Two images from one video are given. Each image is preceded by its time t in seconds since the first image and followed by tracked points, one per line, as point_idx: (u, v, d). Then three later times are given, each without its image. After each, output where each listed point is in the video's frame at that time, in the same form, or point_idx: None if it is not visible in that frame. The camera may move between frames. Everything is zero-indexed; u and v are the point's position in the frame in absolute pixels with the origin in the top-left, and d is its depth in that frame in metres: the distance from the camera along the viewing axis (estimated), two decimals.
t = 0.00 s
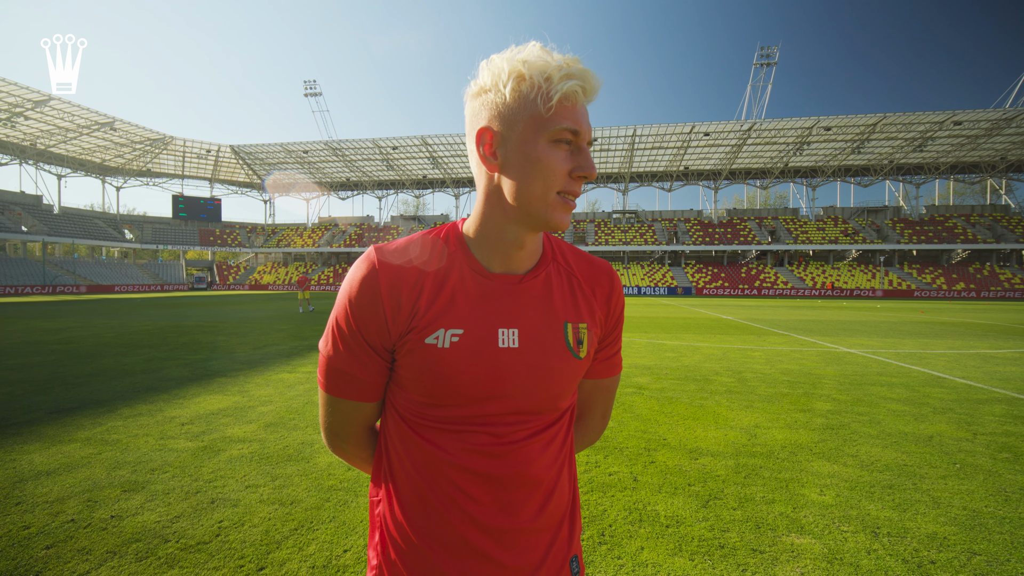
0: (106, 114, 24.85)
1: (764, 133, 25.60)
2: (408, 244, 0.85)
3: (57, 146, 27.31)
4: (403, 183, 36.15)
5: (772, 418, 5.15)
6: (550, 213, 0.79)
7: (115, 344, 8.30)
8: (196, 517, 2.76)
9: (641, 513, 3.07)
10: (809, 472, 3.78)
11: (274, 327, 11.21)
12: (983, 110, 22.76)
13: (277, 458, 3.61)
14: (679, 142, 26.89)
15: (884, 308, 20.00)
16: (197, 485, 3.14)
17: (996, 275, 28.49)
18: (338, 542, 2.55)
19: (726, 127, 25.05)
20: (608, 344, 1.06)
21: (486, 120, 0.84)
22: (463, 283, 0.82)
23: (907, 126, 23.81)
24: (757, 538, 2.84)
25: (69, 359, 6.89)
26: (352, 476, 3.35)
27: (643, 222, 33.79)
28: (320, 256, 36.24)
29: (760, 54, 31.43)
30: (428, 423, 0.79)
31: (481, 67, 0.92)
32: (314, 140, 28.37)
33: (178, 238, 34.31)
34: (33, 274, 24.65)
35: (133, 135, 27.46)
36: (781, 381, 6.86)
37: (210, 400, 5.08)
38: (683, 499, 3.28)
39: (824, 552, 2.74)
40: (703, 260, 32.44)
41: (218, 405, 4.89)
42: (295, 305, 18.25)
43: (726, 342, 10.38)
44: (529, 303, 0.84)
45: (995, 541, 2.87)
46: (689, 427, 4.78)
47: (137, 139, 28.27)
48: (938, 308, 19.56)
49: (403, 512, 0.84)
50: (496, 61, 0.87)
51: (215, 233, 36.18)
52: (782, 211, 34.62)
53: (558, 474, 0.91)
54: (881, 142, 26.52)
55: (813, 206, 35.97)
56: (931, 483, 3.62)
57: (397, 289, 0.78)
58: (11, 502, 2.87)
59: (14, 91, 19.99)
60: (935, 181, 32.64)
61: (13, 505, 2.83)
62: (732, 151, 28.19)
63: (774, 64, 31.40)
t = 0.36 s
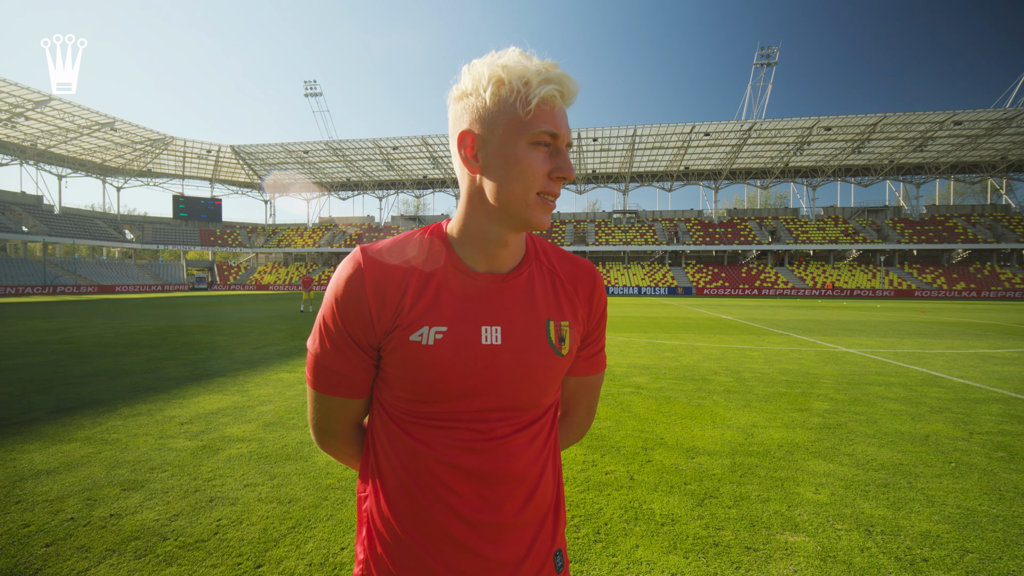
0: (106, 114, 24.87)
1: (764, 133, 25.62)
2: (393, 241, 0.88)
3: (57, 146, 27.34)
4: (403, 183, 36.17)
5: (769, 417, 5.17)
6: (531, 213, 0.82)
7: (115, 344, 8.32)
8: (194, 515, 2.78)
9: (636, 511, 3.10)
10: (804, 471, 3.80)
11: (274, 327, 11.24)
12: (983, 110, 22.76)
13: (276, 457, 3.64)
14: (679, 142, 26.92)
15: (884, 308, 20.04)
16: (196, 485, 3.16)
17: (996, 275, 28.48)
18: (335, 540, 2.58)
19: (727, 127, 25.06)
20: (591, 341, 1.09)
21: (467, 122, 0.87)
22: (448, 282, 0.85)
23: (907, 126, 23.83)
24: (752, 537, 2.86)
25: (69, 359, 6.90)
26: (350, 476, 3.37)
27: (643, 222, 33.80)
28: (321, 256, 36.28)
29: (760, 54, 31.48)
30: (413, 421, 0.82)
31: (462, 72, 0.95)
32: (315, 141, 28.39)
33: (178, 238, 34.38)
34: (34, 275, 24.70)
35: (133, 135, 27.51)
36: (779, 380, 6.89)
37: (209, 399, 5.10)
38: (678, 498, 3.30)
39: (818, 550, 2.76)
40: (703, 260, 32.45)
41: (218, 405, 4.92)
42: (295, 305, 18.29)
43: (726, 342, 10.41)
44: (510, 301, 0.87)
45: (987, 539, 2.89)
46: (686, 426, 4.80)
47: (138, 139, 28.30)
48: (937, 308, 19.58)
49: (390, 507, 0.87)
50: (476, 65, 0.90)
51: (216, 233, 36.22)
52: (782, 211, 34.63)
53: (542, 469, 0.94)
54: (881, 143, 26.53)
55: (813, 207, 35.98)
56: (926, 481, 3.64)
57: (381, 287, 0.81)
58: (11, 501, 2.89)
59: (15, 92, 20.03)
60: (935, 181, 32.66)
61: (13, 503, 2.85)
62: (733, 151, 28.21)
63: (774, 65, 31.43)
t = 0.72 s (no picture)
0: (120, 117, 25.26)
1: (774, 132, 25.39)
2: (385, 241, 0.90)
3: (72, 148, 27.83)
4: (412, 183, 36.33)
5: (776, 418, 5.14)
6: (519, 214, 0.84)
7: (128, 343, 8.47)
8: (203, 511, 2.84)
9: (640, 511, 3.10)
10: (811, 471, 3.77)
11: (283, 326, 11.37)
12: (999, 107, 22.37)
13: (284, 455, 3.69)
14: (689, 141, 26.76)
15: (897, 308, 19.75)
16: (206, 481, 3.22)
17: (1013, 275, 27.95)
18: (341, 537, 2.61)
19: (736, 126, 24.86)
20: (584, 338, 1.11)
21: (457, 126, 0.90)
22: (440, 281, 0.87)
23: (920, 124, 23.49)
24: (756, 536, 2.85)
25: (82, 358, 7.04)
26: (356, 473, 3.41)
27: (652, 222, 33.63)
28: (330, 256, 36.55)
29: (770, 52, 31.22)
30: (406, 416, 0.84)
31: (454, 77, 0.98)
32: (324, 142, 28.64)
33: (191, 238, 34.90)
34: (49, 275, 25.17)
35: (146, 137, 27.92)
36: (788, 381, 6.83)
37: (219, 398, 5.18)
38: (683, 498, 3.29)
39: (822, 550, 2.74)
40: (713, 260, 32.22)
41: (228, 403, 4.99)
42: (304, 305, 18.47)
43: (734, 342, 10.34)
44: (502, 299, 0.89)
45: (996, 541, 2.85)
46: (692, 426, 4.79)
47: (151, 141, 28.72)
48: (952, 308, 19.26)
49: (382, 500, 0.89)
50: (467, 69, 0.93)
51: (227, 234, 36.67)
52: (793, 211, 34.27)
53: (532, 464, 0.95)
54: (894, 141, 26.17)
55: (824, 206, 35.57)
56: (934, 483, 3.59)
57: (374, 285, 0.84)
58: (26, 496, 2.96)
59: (31, 95, 20.42)
60: (950, 179, 32.13)
61: (27, 498, 2.91)
62: (743, 150, 27.98)
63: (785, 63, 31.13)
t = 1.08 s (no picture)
0: (148, 121, 26.07)
1: (798, 129, 24.77)
2: (392, 240, 0.93)
3: (103, 152, 28.84)
4: (430, 184, 36.62)
5: (796, 420, 5.04)
6: (519, 214, 0.87)
7: (155, 341, 8.76)
8: (225, 504, 2.93)
9: (654, 511, 3.08)
10: (831, 474, 3.69)
11: (304, 325, 11.62)
12: None
13: (303, 450, 3.78)
14: (709, 139, 26.31)
15: (928, 309, 19.06)
16: (228, 475, 3.33)
17: None
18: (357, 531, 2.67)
19: (759, 123, 24.34)
20: (587, 335, 1.13)
21: (461, 127, 0.93)
22: (443, 279, 0.90)
23: (952, 118, 22.65)
24: (771, 539, 2.81)
25: (113, 355, 7.31)
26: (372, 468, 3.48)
27: (671, 222, 33.17)
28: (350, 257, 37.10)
29: (793, 47, 30.50)
30: (410, 409, 0.87)
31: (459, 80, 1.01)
32: (344, 144, 29.10)
33: (216, 239, 35.87)
34: (82, 274, 26.16)
35: (173, 141, 28.76)
36: (809, 382, 6.68)
37: (242, 394, 5.33)
38: (698, 499, 3.26)
39: (839, 554, 2.69)
40: (734, 259, 31.64)
41: (250, 400, 5.14)
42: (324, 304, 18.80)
43: (755, 343, 10.16)
44: (504, 297, 0.92)
45: None
46: (709, 428, 4.73)
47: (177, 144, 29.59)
48: (987, 309, 18.50)
49: (387, 491, 0.91)
50: (470, 73, 0.96)
51: (250, 234, 37.57)
52: (818, 209, 33.40)
53: (535, 459, 0.97)
54: (924, 136, 25.29)
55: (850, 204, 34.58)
56: (960, 487, 3.48)
57: (379, 282, 0.86)
58: (60, 485, 3.10)
59: (64, 101, 21.23)
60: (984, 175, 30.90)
61: (61, 488, 3.05)
62: (765, 147, 27.38)
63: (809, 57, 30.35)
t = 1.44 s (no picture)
0: (175, 124, 26.89)
1: (823, 125, 24.14)
2: (402, 238, 0.94)
3: (133, 155, 29.89)
4: (449, 184, 36.88)
5: (819, 422, 4.91)
6: (527, 212, 0.88)
7: (182, 339, 9.04)
8: (247, 497, 3.01)
9: (670, 512, 3.04)
10: (854, 479, 3.58)
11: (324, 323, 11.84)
12: None
13: (322, 447, 3.86)
14: (731, 136, 25.84)
15: (960, 309, 18.37)
16: (250, 469, 3.41)
17: None
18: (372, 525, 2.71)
19: (782, 119, 23.79)
20: (599, 334, 1.12)
21: (469, 127, 0.93)
22: (452, 276, 0.90)
23: (987, 112, 21.77)
24: (791, 543, 2.74)
25: (142, 352, 7.57)
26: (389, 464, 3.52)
27: (692, 220, 32.69)
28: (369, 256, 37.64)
29: (818, 41, 29.71)
30: (421, 405, 0.87)
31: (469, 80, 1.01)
32: (364, 145, 29.55)
33: (240, 239, 36.87)
34: (113, 274, 27.19)
35: (199, 143, 29.62)
36: (833, 384, 6.51)
37: (263, 391, 5.46)
38: (715, 501, 3.20)
39: (861, 559, 2.61)
40: (757, 259, 31.03)
41: (271, 396, 5.26)
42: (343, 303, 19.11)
43: (777, 343, 9.95)
44: (516, 296, 0.92)
45: None
46: (728, 429, 4.65)
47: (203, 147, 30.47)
48: None
49: (399, 487, 0.92)
50: (480, 72, 0.96)
51: (274, 234, 38.50)
52: (844, 207, 32.48)
53: (545, 458, 0.97)
54: (957, 131, 24.38)
55: (878, 201, 33.54)
56: (991, 495, 3.34)
57: (388, 282, 0.87)
58: (90, 477, 3.22)
59: (96, 105, 22.09)
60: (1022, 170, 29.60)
61: (91, 479, 3.17)
62: (789, 144, 26.74)
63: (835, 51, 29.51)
